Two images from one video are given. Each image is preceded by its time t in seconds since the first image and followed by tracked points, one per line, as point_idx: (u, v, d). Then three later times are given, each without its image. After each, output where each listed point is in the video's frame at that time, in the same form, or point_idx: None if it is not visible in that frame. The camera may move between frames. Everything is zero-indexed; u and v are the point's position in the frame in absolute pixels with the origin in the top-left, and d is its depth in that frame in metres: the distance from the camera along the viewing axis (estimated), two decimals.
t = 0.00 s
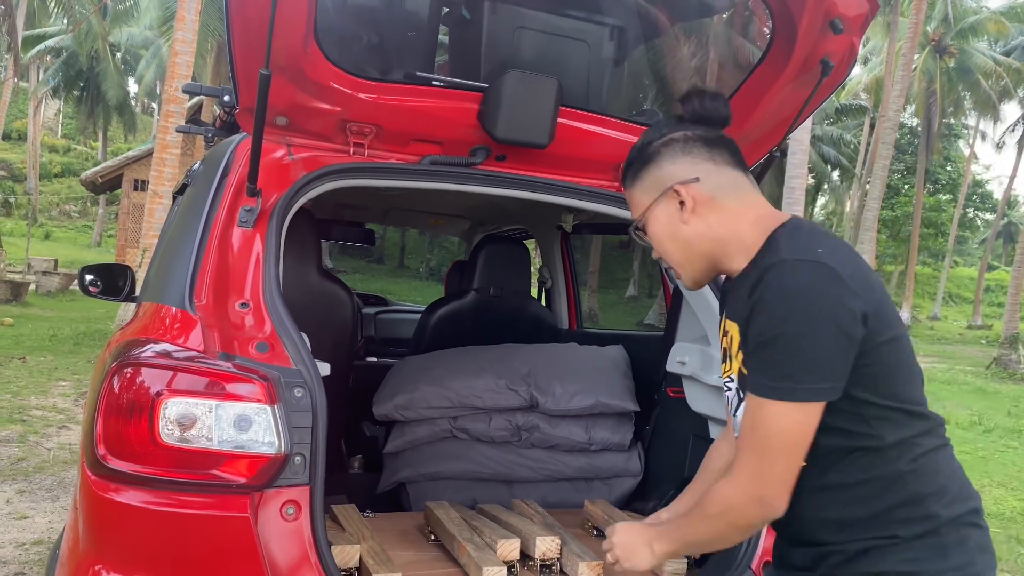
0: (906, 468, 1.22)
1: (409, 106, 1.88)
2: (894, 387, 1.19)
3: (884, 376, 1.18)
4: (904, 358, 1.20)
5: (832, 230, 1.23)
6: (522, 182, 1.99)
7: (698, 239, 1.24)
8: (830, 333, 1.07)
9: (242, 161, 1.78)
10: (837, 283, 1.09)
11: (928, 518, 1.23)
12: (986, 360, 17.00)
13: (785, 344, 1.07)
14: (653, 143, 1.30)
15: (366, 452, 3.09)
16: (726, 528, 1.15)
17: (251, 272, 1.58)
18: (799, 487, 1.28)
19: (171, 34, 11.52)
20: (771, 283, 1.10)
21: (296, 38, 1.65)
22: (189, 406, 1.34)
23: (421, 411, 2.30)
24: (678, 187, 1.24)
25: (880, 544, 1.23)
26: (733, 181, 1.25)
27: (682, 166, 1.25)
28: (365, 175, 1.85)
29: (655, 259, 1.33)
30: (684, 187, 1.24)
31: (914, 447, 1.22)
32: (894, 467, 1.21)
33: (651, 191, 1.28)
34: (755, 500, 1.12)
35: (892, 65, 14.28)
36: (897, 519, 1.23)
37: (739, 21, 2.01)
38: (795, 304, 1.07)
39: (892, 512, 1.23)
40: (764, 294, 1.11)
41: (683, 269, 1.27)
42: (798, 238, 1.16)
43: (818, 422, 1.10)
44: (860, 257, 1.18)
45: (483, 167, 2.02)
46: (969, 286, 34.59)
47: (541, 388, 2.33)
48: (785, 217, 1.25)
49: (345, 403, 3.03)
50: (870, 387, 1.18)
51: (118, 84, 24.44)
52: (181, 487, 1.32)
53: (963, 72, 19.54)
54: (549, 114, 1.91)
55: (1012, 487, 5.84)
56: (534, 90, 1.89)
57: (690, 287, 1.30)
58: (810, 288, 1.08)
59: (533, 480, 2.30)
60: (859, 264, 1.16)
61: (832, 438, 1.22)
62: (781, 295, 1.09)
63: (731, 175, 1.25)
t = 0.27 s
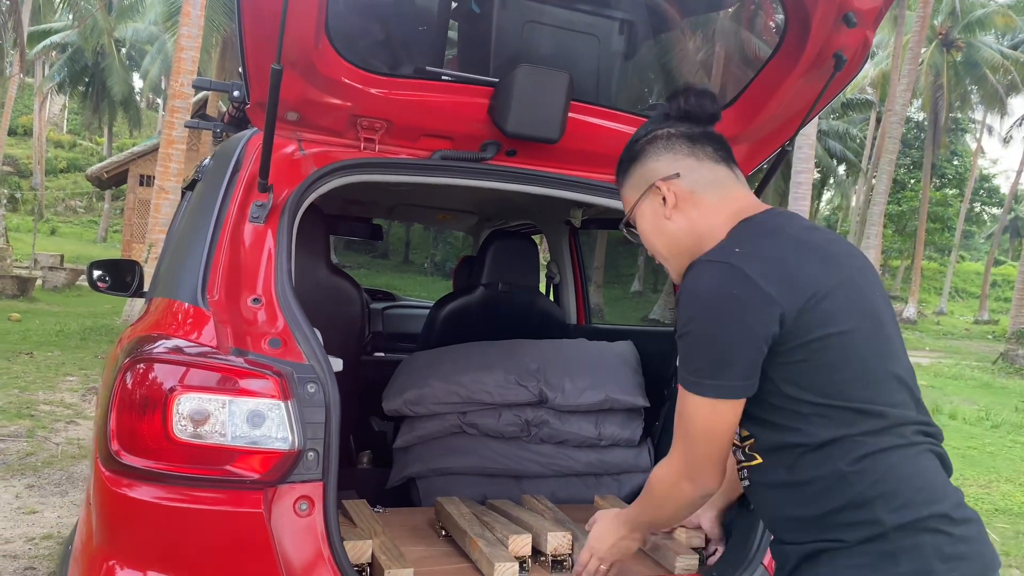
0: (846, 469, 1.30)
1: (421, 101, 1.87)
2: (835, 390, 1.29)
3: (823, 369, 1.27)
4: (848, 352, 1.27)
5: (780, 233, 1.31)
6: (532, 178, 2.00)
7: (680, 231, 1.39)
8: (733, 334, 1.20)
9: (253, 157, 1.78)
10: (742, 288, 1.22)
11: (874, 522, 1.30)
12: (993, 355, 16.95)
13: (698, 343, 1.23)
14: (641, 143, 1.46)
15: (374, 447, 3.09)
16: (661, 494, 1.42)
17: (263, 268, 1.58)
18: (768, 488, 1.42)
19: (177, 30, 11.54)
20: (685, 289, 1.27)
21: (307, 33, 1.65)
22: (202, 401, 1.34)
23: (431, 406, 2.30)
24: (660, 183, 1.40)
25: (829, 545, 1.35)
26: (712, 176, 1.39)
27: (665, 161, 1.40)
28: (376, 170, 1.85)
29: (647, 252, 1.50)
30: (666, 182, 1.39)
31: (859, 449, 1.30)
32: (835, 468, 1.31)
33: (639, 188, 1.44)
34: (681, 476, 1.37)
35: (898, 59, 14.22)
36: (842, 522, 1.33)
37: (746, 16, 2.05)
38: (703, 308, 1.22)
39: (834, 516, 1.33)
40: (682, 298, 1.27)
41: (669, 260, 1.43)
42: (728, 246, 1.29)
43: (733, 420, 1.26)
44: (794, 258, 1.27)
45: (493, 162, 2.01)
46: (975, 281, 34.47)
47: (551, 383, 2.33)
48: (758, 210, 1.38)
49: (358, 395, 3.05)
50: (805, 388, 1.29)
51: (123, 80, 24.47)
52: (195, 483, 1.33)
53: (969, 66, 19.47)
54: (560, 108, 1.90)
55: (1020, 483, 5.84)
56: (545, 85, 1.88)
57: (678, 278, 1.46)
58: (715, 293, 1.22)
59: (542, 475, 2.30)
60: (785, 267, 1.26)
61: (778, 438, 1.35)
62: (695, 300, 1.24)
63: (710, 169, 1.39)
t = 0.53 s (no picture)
0: (811, 450, 1.35)
1: (433, 92, 1.85)
2: (799, 375, 1.35)
3: (789, 353, 1.34)
4: (813, 336, 1.34)
5: (749, 228, 1.38)
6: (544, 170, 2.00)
7: (662, 229, 1.47)
8: (698, 322, 1.28)
9: (264, 149, 1.76)
10: (706, 280, 1.30)
11: (838, 501, 1.35)
12: (1002, 349, 16.88)
13: (669, 334, 1.31)
14: (624, 147, 1.54)
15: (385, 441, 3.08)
16: (661, 489, 1.45)
17: (276, 260, 1.57)
18: (746, 472, 1.46)
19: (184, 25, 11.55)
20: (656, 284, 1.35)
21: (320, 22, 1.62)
22: (215, 395, 1.33)
23: (442, 400, 2.30)
24: (642, 186, 1.48)
25: (799, 523, 1.40)
26: (691, 176, 1.46)
27: (647, 163, 1.48)
28: (389, 161, 1.83)
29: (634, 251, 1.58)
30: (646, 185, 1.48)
31: (825, 432, 1.35)
32: (801, 449, 1.36)
33: (623, 190, 1.53)
34: (679, 467, 1.42)
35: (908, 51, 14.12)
36: (811, 503, 1.39)
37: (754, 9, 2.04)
38: (670, 300, 1.31)
39: (802, 494, 1.39)
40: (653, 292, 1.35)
41: (654, 258, 1.51)
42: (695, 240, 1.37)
43: (711, 411, 1.35)
44: (757, 250, 1.35)
45: (506, 154, 1.99)
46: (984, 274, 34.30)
47: (563, 377, 2.31)
48: (735, 206, 1.45)
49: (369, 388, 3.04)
50: (772, 374, 1.36)
51: (130, 74, 24.50)
52: (208, 477, 1.31)
53: (979, 58, 19.33)
54: (574, 99, 1.88)
55: None
56: (560, 75, 1.85)
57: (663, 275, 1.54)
58: (680, 285, 1.30)
59: (555, 469, 2.28)
60: (747, 257, 1.34)
61: (753, 422, 1.41)
62: (663, 293, 1.32)
63: (689, 170, 1.47)
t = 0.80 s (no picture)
0: (807, 438, 1.30)
1: (443, 82, 1.80)
2: (794, 362, 1.30)
3: (787, 344, 1.29)
4: (810, 325, 1.28)
5: (743, 214, 1.34)
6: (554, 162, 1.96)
7: (657, 229, 1.42)
8: (696, 316, 1.23)
9: (269, 140, 1.73)
10: (702, 268, 1.25)
11: (833, 488, 1.30)
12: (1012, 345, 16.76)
13: (666, 331, 1.26)
14: (611, 146, 1.48)
15: (391, 438, 3.05)
16: (673, 489, 1.40)
17: (280, 254, 1.53)
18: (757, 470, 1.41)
19: (190, 18, 11.57)
20: (652, 277, 1.29)
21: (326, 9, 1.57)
22: (218, 393, 1.29)
23: (449, 397, 2.26)
24: (632, 186, 1.43)
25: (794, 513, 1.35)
26: (681, 173, 1.42)
27: (636, 163, 1.44)
28: (397, 153, 1.79)
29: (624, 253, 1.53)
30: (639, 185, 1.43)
31: (823, 419, 1.30)
32: (797, 438, 1.31)
33: (611, 191, 1.48)
34: (689, 468, 1.36)
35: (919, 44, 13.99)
36: (805, 490, 1.33)
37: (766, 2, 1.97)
38: (667, 294, 1.25)
39: (797, 485, 1.33)
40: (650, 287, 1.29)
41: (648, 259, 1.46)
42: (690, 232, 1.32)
43: (716, 402, 1.28)
44: (754, 239, 1.30)
45: (516, 147, 1.96)
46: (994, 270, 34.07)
47: (574, 373, 2.26)
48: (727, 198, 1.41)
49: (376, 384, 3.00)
50: (768, 363, 1.31)
51: (138, 69, 24.55)
52: (211, 477, 1.28)
53: (991, 51, 19.16)
54: (586, 89, 1.83)
55: None
56: (572, 65, 1.80)
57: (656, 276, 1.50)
58: (677, 277, 1.24)
59: (563, 466, 2.24)
60: (743, 246, 1.28)
61: (748, 415, 1.36)
62: (658, 284, 1.27)
63: (681, 168, 1.43)
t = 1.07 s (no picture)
0: (828, 450, 1.21)
1: (452, 72, 1.72)
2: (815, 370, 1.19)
3: (809, 352, 1.18)
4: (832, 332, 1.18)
5: (757, 213, 1.23)
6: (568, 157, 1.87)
7: (669, 228, 1.32)
8: (709, 325, 1.13)
9: (269, 135, 1.64)
10: (715, 274, 1.15)
11: (857, 502, 1.20)
12: None
13: (676, 342, 1.16)
14: (617, 140, 1.38)
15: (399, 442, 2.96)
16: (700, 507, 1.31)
17: (280, 254, 1.44)
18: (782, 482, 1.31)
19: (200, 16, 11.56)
20: (661, 282, 1.19)
21: None
22: (212, 402, 1.21)
23: (458, 402, 2.17)
24: (642, 182, 1.33)
25: (814, 527, 1.25)
26: (695, 168, 1.32)
27: (647, 158, 1.34)
28: (403, 147, 1.70)
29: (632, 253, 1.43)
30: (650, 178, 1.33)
31: (846, 430, 1.20)
32: (818, 449, 1.21)
33: (618, 188, 1.37)
34: (718, 489, 1.26)
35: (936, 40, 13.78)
36: (826, 503, 1.23)
37: None
38: (677, 301, 1.15)
39: (816, 498, 1.24)
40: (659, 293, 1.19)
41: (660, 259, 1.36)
42: (701, 233, 1.22)
43: (741, 415, 1.18)
44: (770, 239, 1.19)
45: (529, 140, 1.87)
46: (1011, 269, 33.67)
47: (588, 378, 2.17)
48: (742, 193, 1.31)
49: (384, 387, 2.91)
50: (786, 371, 1.21)
51: (151, 68, 24.63)
52: (203, 494, 1.20)
53: (1009, 48, 18.89)
54: (602, 80, 1.73)
55: None
56: (588, 54, 1.70)
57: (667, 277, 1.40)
58: (688, 283, 1.15)
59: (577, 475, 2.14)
60: (759, 247, 1.18)
61: (767, 426, 1.27)
62: (669, 291, 1.17)
63: (694, 163, 1.33)
